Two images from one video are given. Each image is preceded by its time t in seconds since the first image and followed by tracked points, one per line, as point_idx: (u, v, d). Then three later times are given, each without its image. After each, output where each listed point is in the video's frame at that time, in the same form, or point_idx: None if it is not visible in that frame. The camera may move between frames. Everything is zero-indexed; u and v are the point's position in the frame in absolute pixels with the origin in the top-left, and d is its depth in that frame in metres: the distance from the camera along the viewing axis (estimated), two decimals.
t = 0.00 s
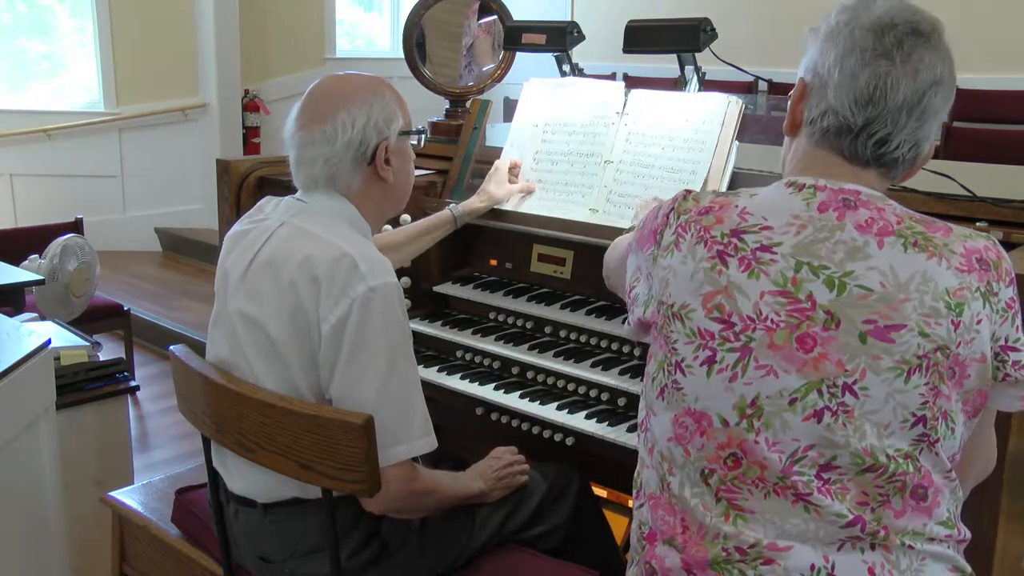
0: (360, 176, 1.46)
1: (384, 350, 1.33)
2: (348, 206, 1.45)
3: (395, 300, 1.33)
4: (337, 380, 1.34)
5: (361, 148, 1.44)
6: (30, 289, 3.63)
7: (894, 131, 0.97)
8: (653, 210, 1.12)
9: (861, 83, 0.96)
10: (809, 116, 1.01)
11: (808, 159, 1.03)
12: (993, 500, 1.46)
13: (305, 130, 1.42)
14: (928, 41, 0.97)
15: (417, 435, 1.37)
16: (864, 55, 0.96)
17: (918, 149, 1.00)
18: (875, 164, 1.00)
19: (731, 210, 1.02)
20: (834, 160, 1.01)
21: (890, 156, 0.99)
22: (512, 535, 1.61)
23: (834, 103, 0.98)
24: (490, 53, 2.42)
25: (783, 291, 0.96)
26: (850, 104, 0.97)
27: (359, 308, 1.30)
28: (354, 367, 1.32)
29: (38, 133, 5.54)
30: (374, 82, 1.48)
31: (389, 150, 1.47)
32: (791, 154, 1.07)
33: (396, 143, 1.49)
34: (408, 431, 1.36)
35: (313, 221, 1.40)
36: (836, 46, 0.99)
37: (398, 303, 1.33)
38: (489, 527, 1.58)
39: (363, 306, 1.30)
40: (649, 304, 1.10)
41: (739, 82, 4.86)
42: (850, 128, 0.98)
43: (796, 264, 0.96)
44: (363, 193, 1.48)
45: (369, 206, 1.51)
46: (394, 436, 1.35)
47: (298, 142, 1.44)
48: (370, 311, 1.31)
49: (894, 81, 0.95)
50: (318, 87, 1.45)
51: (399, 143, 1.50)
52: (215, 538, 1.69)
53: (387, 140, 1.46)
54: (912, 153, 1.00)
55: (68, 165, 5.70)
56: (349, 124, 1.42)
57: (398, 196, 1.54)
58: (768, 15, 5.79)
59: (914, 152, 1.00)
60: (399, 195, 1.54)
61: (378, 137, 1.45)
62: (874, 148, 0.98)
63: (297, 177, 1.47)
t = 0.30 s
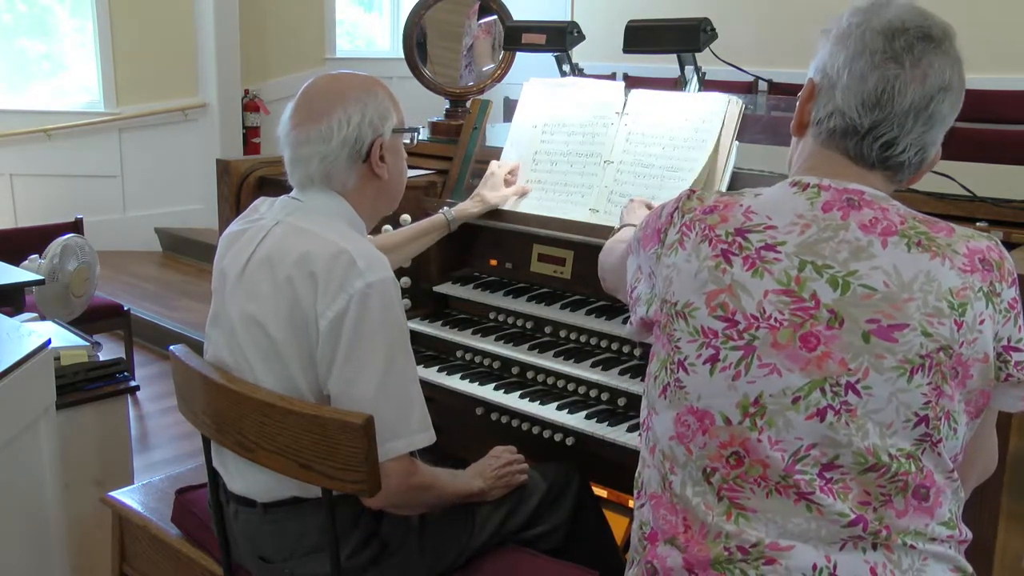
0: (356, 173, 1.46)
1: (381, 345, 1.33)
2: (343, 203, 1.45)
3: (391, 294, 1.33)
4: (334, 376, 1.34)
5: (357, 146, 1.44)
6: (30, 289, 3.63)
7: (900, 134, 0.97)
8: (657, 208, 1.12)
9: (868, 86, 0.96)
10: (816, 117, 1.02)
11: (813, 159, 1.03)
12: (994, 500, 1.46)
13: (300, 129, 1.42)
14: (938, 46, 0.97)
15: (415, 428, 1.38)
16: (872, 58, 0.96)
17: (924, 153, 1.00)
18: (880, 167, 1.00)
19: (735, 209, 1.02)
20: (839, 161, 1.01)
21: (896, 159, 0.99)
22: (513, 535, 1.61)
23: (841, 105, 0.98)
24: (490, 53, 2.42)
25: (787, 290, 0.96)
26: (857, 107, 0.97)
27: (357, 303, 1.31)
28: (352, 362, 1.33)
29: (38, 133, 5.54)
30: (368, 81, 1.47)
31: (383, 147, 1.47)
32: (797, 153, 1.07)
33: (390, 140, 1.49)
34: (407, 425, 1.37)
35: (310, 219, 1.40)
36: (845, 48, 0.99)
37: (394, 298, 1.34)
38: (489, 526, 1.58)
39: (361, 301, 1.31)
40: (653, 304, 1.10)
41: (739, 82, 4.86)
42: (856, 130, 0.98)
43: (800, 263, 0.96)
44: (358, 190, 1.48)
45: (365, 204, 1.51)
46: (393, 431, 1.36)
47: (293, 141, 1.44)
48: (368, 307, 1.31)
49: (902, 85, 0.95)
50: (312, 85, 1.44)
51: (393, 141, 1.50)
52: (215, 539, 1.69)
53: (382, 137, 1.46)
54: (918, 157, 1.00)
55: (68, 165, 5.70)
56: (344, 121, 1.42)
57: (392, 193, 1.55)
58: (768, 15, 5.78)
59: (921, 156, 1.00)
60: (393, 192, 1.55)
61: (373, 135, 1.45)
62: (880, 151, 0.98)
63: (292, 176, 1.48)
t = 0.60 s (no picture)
0: (354, 171, 1.47)
1: (379, 340, 1.33)
2: (340, 201, 1.45)
3: (389, 289, 1.34)
4: (332, 371, 1.35)
5: (355, 144, 1.44)
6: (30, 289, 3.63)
7: (906, 136, 0.97)
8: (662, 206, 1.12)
9: (874, 87, 0.96)
10: (820, 117, 1.02)
11: (817, 159, 1.03)
12: (994, 500, 1.46)
13: (298, 127, 1.42)
14: (944, 48, 0.97)
15: (412, 423, 1.38)
16: (879, 59, 0.96)
17: (929, 154, 1.00)
18: (885, 168, 1.00)
19: (741, 209, 1.02)
20: (843, 162, 1.01)
21: (901, 161, 0.99)
22: (513, 535, 1.61)
23: (847, 106, 0.98)
24: (490, 53, 2.42)
25: (793, 291, 0.96)
26: (863, 108, 0.97)
27: (355, 298, 1.32)
28: (350, 358, 1.33)
29: (38, 133, 5.54)
30: (365, 81, 1.48)
31: (380, 146, 1.47)
32: (801, 153, 1.07)
33: (388, 139, 1.49)
34: (406, 420, 1.38)
35: (307, 216, 1.41)
36: (851, 49, 0.98)
37: (392, 293, 1.34)
38: (489, 525, 1.58)
39: (358, 296, 1.32)
40: (656, 304, 1.09)
41: (740, 82, 4.86)
42: (861, 132, 0.98)
43: (806, 264, 0.96)
44: (355, 189, 1.48)
45: (361, 203, 1.51)
46: (392, 425, 1.37)
47: (290, 139, 1.44)
48: (366, 301, 1.32)
49: (908, 87, 0.95)
50: (309, 84, 1.44)
51: (390, 140, 1.50)
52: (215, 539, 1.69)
53: (379, 136, 1.46)
54: (923, 159, 1.00)
55: (68, 165, 5.70)
56: (342, 120, 1.42)
57: (388, 191, 1.54)
58: (768, 15, 5.78)
59: (926, 158, 1.00)
60: (389, 192, 1.55)
61: (370, 133, 1.45)
62: (885, 152, 0.98)
63: (289, 174, 1.48)
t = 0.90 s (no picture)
0: (352, 170, 1.47)
1: (378, 336, 1.34)
2: (337, 200, 1.45)
3: (388, 286, 1.34)
4: (331, 367, 1.35)
5: (354, 143, 1.44)
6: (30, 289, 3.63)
7: (911, 136, 0.97)
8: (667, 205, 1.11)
9: (878, 87, 0.96)
10: (825, 118, 1.02)
11: (821, 160, 1.03)
12: (994, 500, 1.47)
13: (297, 125, 1.42)
14: (949, 47, 0.97)
15: (411, 419, 1.39)
16: (883, 59, 0.96)
17: (934, 154, 1.00)
18: (890, 168, 1.00)
19: (745, 208, 1.01)
20: (848, 162, 1.01)
21: (905, 161, 0.99)
22: (512, 535, 1.61)
23: (851, 107, 0.98)
24: (490, 53, 2.42)
25: (798, 290, 0.96)
26: (867, 108, 0.97)
27: (353, 294, 1.32)
28: (348, 354, 1.33)
29: (38, 133, 5.53)
30: (363, 81, 1.48)
31: (378, 146, 1.47)
32: (804, 153, 1.08)
33: (387, 138, 1.49)
34: (405, 416, 1.38)
35: (306, 215, 1.41)
36: (855, 49, 0.99)
37: (391, 290, 1.35)
38: (489, 524, 1.58)
39: (357, 293, 1.32)
40: (659, 303, 1.09)
41: (740, 83, 4.86)
42: (866, 132, 0.98)
43: (811, 264, 0.96)
44: (353, 187, 1.48)
45: (359, 202, 1.51)
46: (391, 421, 1.37)
47: (288, 138, 1.44)
48: (364, 298, 1.32)
49: (913, 87, 0.95)
50: (308, 84, 1.44)
51: (388, 139, 1.50)
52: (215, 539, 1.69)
53: (376, 135, 1.46)
54: (928, 158, 1.00)
55: (68, 165, 5.70)
56: (340, 118, 1.42)
57: (385, 191, 1.54)
58: (769, 15, 5.78)
59: (930, 157, 1.00)
60: (386, 191, 1.55)
61: (369, 133, 1.45)
62: (890, 152, 0.99)
63: (286, 171, 1.48)
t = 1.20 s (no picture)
0: (352, 170, 1.47)
1: (378, 335, 1.34)
2: (336, 199, 1.45)
3: (388, 284, 1.34)
4: (331, 366, 1.35)
5: (355, 142, 1.44)
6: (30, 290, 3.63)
7: (916, 126, 0.97)
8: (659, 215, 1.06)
9: (880, 79, 0.96)
10: (825, 115, 1.01)
11: (825, 158, 1.03)
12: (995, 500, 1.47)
13: (298, 125, 1.42)
14: (943, 33, 0.97)
15: (410, 416, 1.39)
16: (881, 50, 0.96)
17: (937, 142, 1.00)
18: (897, 161, 1.00)
19: (755, 214, 0.98)
20: (853, 158, 1.01)
21: (912, 152, 0.99)
22: (513, 535, 1.61)
23: (854, 101, 0.98)
24: (490, 53, 2.42)
25: (816, 300, 0.94)
26: (871, 101, 0.97)
27: (353, 292, 1.32)
28: (349, 352, 1.33)
29: (38, 133, 5.54)
30: (363, 82, 1.48)
31: (378, 146, 1.48)
32: (804, 153, 1.07)
33: (387, 139, 1.50)
34: (404, 412, 1.38)
35: (306, 214, 1.41)
36: (850, 42, 0.98)
37: (391, 287, 1.35)
38: (489, 524, 1.58)
39: (357, 290, 1.32)
40: (663, 316, 1.04)
41: (740, 82, 4.86)
42: (871, 126, 0.98)
43: (828, 272, 0.94)
44: (353, 187, 1.48)
45: (358, 202, 1.51)
46: (390, 417, 1.37)
47: (289, 137, 1.44)
48: (364, 295, 1.32)
49: (915, 76, 0.95)
50: (309, 85, 1.45)
51: (388, 141, 1.50)
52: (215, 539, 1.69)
53: (377, 136, 1.47)
54: (932, 147, 1.00)
55: (68, 165, 5.70)
56: (342, 118, 1.42)
57: (384, 193, 1.54)
58: (769, 15, 5.78)
59: (935, 146, 1.00)
60: (386, 193, 1.55)
61: (369, 133, 1.45)
62: (897, 145, 0.98)
63: (287, 171, 1.48)
